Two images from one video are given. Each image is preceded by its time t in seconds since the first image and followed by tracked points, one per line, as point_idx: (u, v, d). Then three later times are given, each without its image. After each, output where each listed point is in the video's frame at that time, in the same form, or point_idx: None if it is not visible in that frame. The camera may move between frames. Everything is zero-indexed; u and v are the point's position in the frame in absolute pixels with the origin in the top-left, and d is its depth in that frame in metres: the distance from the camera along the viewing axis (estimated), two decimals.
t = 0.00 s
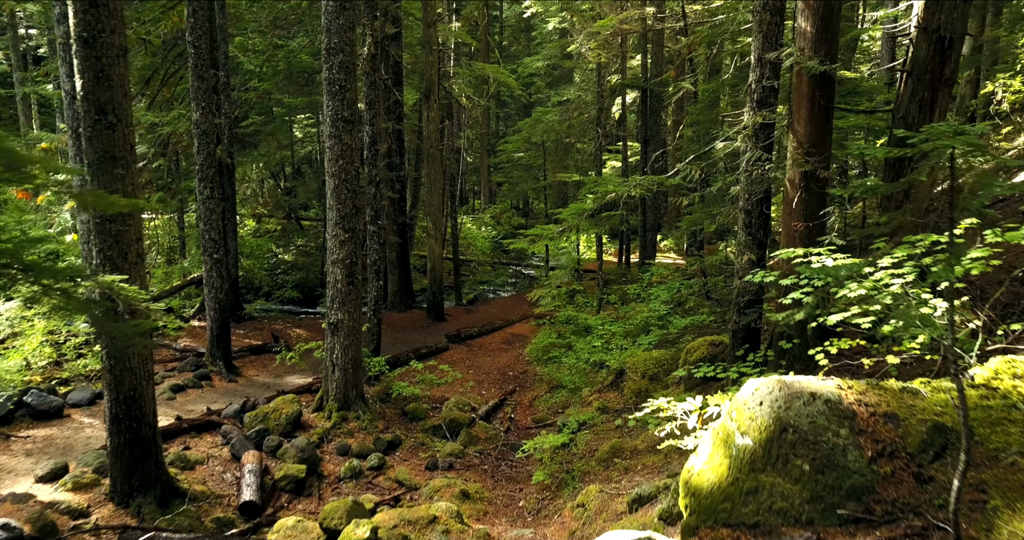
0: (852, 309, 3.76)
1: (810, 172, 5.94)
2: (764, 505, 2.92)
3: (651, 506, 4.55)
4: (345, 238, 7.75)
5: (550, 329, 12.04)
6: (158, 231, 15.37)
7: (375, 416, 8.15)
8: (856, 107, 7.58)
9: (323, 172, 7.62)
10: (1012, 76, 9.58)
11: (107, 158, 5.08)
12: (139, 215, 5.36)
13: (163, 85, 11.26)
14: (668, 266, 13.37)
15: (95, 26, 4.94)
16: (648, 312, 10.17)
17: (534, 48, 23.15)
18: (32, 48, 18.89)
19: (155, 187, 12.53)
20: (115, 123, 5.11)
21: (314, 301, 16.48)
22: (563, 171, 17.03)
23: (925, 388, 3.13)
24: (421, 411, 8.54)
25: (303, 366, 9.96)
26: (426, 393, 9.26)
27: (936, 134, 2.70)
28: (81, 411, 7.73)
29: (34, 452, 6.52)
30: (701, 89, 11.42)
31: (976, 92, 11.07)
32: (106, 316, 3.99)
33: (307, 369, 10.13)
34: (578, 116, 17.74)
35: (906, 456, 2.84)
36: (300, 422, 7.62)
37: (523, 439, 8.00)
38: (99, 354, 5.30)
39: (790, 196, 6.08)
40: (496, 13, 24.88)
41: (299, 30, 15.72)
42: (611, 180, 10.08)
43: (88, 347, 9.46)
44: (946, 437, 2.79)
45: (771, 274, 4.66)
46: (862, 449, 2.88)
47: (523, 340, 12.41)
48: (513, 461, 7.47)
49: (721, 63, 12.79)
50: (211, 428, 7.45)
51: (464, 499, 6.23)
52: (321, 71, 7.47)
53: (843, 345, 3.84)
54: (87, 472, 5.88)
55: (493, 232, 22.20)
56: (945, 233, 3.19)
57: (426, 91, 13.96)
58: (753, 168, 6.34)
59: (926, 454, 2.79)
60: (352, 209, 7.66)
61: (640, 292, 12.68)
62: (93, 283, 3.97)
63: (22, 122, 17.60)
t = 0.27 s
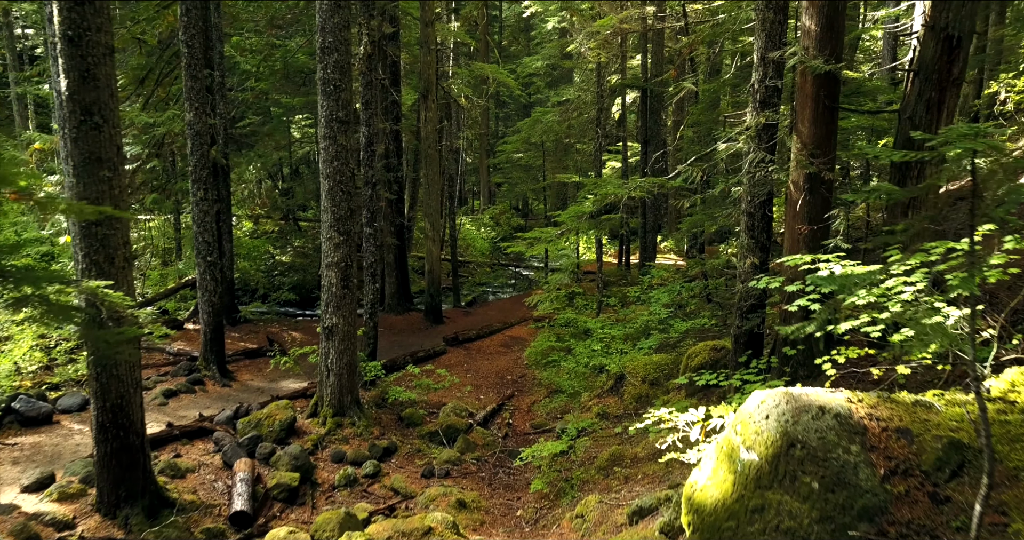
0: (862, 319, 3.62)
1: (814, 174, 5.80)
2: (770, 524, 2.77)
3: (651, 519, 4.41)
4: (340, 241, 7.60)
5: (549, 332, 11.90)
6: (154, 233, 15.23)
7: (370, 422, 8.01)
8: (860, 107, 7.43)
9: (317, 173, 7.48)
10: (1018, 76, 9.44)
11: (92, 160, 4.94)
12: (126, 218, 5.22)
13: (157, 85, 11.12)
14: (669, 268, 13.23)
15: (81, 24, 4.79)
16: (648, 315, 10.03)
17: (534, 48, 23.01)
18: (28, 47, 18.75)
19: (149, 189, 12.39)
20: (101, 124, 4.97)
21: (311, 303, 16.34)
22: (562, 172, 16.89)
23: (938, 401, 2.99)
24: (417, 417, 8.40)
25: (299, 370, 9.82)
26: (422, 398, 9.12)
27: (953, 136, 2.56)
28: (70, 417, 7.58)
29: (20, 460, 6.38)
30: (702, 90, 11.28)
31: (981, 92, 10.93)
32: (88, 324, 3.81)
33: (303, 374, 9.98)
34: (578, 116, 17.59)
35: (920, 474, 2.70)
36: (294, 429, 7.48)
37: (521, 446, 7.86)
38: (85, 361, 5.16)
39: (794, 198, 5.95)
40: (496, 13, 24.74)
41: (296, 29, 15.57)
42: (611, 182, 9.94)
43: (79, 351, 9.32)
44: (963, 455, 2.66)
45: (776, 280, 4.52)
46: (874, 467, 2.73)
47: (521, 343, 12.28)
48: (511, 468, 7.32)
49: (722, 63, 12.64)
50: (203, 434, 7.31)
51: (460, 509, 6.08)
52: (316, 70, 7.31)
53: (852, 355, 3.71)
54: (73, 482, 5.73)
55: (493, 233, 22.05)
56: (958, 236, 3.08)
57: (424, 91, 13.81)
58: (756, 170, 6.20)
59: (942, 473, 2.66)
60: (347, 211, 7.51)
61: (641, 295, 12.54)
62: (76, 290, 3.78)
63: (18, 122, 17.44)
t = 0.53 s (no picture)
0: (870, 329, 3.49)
1: (818, 176, 5.67)
2: None
3: (652, 531, 4.28)
4: (335, 243, 7.47)
5: (548, 335, 11.76)
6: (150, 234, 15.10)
7: (366, 427, 7.87)
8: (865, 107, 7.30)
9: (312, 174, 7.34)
10: None
11: (77, 161, 4.82)
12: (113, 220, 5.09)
13: (151, 85, 10.98)
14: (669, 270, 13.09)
15: (65, 22, 4.64)
16: (649, 318, 9.90)
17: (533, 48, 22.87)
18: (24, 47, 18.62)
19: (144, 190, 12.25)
20: (87, 125, 4.84)
21: (308, 305, 16.20)
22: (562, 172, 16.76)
23: (953, 416, 2.86)
24: (414, 422, 8.26)
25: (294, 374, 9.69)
26: (419, 402, 8.98)
27: (970, 138, 2.43)
28: (61, 423, 7.45)
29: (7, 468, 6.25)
30: (703, 90, 11.14)
31: (986, 92, 10.79)
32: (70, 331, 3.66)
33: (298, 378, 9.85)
34: (577, 116, 17.45)
35: (936, 493, 2.57)
36: (288, 434, 7.35)
37: (519, 451, 7.73)
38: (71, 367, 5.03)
39: (798, 201, 5.82)
40: (495, 13, 24.60)
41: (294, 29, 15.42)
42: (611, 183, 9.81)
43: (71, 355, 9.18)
44: (981, 473, 2.53)
45: (780, 284, 4.39)
46: (887, 485, 2.60)
47: (520, 346, 12.14)
48: (509, 475, 7.19)
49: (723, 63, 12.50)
50: (196, 440, 7.18)
51: (456, 518, 5.95)
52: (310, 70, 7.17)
53: (861, 365, 3.57)
54: (59, 491, 5.60)
55: (492, 234, 21.91)
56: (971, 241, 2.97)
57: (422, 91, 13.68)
58: (759, 171, 6.07)
59: (959, 492, 2.53)
60: (341, 213, 7.37)
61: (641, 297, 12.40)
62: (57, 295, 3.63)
63: (14, 123, 17.30)
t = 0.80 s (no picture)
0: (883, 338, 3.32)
1: (824, 177, 5.52)
2: None
3: None
4: (329, 246, 7.31)
5: (547, 338, 11.60)
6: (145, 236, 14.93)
7: (360, 434, 7.71)
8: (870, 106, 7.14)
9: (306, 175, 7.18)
10: None
11: (58, 161, 4.65)
12: (96, 222, 4.93)
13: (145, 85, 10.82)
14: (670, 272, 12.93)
15: (46, 18, 4.48)
16: (649, 322, 9.75)
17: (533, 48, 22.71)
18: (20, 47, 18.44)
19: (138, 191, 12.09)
20: (68, 125, 4.68)
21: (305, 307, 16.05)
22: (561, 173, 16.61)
23: (974, 435, 2.69)
24: (410, 428, 8.10)
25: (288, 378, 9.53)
26: (416, 408, 8.82)
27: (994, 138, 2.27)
28: (48, 430, 7.29)
29: None
30: (705, 90, 10.99)
31: (991, 92, 10.63)
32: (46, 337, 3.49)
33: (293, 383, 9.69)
34: (577, 117, 17.30)
35: (958, 516, 2.38)
36: (281, 441, 7.19)
37: (517, 459, 7.57)
38: (53, 375, 4.87)
39: (803, 203, 5.66)
40: (494, 13, 24.44)
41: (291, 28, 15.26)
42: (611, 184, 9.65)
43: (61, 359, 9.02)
44: (1005, 496, 2.35)
45: (787, 292, 4.23)
46: (906, 508, 2.42)
47: (519, 349, 11.99)
48: (506, 483, 7.04)
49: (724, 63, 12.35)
50: (186, 447, 7.02)
51: (452, 528, 5.79)
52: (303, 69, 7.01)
53: (872, 376, 3.39)
54: (42, 502, 5.44)
55: (492, 235, 21.75)
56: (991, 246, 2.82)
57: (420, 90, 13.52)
58: (763, 173, 5.91)
59: (983, 515, 2.34)
60: (336, 215, 7.22)
61: (641, 299, 12.24)
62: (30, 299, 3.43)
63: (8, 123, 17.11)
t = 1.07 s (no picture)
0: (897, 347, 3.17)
1: (829, 178, 5.38)
2: None
3: None
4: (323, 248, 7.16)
5: (546, 340, 11.48)
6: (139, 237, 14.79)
7: (355, 439, 7.59)
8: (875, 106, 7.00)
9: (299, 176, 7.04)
10: None
11: (41, 163, 4.52)
12: (80, 225, 4.79)
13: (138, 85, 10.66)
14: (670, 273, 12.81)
15: (28, 15, 4.34)
16: (649, 324, 9.62)
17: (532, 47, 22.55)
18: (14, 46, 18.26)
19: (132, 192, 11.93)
20: (52, 125, 4.54)
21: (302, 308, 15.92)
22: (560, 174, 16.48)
23: (994, 453, 2.55)
24: (406, 434, 7.97)
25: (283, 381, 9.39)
26: (412, 412, 8.68)
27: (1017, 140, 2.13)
28: (37, 436, 7.15)
29: None
30: (705, 90, 10.84)
31: (995, 92, 10.51)
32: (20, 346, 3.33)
33: (288, 386, 9.55)
34: (576, 117, 17.15)
35: None
36: (275, 448, 7.05)
37: (515, 464, 7.44)
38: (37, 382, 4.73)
39: (807, 204, 5.53)
40: (493, 12, 24.27)
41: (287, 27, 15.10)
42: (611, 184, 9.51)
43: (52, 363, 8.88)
44: None
45: (793, 297, 4.09)
46: (923, 531, 2.28)
47: (518, 351, 11.86)
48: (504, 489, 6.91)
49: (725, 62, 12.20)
50: (178, 453, 6.89)
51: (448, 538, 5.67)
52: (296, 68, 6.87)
53: (883, 385, 3.25)
54: (27, 512, 5.30)
55: (490, 235, 21.61)
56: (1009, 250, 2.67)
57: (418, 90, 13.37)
58: (766, 174, 5.76)
59: None
60: (330, 217, 7.07)
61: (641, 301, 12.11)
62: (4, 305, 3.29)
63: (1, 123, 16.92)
